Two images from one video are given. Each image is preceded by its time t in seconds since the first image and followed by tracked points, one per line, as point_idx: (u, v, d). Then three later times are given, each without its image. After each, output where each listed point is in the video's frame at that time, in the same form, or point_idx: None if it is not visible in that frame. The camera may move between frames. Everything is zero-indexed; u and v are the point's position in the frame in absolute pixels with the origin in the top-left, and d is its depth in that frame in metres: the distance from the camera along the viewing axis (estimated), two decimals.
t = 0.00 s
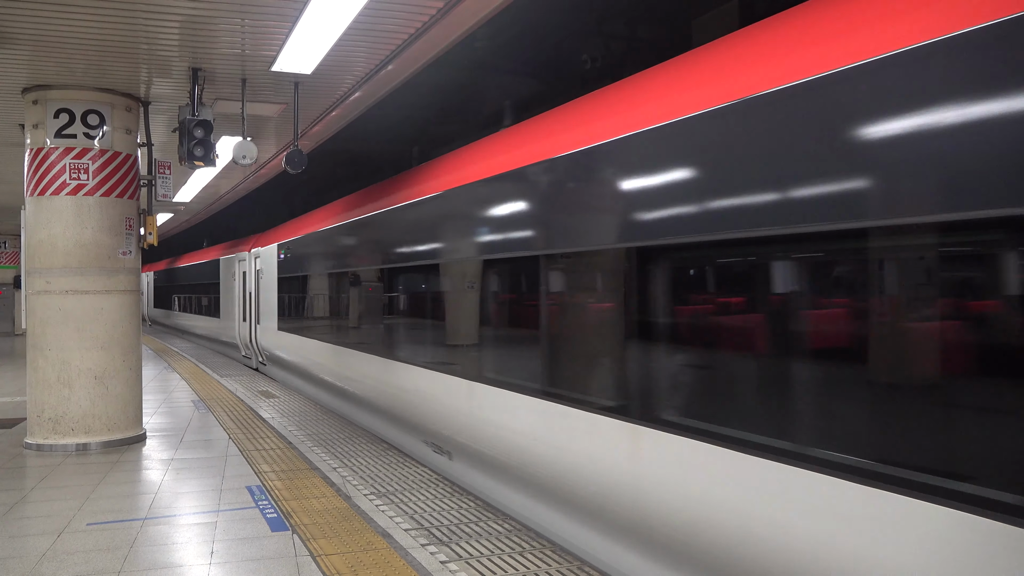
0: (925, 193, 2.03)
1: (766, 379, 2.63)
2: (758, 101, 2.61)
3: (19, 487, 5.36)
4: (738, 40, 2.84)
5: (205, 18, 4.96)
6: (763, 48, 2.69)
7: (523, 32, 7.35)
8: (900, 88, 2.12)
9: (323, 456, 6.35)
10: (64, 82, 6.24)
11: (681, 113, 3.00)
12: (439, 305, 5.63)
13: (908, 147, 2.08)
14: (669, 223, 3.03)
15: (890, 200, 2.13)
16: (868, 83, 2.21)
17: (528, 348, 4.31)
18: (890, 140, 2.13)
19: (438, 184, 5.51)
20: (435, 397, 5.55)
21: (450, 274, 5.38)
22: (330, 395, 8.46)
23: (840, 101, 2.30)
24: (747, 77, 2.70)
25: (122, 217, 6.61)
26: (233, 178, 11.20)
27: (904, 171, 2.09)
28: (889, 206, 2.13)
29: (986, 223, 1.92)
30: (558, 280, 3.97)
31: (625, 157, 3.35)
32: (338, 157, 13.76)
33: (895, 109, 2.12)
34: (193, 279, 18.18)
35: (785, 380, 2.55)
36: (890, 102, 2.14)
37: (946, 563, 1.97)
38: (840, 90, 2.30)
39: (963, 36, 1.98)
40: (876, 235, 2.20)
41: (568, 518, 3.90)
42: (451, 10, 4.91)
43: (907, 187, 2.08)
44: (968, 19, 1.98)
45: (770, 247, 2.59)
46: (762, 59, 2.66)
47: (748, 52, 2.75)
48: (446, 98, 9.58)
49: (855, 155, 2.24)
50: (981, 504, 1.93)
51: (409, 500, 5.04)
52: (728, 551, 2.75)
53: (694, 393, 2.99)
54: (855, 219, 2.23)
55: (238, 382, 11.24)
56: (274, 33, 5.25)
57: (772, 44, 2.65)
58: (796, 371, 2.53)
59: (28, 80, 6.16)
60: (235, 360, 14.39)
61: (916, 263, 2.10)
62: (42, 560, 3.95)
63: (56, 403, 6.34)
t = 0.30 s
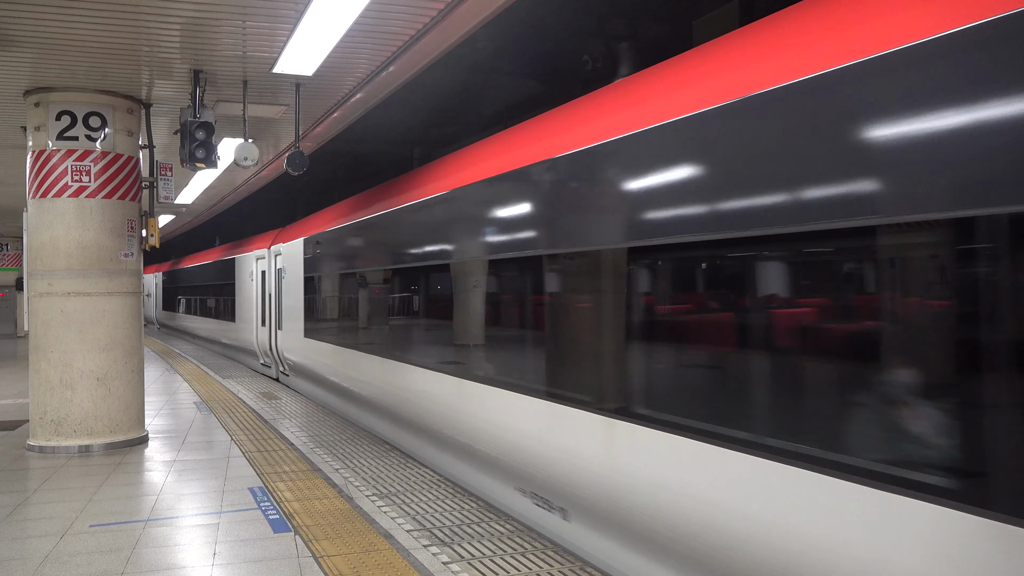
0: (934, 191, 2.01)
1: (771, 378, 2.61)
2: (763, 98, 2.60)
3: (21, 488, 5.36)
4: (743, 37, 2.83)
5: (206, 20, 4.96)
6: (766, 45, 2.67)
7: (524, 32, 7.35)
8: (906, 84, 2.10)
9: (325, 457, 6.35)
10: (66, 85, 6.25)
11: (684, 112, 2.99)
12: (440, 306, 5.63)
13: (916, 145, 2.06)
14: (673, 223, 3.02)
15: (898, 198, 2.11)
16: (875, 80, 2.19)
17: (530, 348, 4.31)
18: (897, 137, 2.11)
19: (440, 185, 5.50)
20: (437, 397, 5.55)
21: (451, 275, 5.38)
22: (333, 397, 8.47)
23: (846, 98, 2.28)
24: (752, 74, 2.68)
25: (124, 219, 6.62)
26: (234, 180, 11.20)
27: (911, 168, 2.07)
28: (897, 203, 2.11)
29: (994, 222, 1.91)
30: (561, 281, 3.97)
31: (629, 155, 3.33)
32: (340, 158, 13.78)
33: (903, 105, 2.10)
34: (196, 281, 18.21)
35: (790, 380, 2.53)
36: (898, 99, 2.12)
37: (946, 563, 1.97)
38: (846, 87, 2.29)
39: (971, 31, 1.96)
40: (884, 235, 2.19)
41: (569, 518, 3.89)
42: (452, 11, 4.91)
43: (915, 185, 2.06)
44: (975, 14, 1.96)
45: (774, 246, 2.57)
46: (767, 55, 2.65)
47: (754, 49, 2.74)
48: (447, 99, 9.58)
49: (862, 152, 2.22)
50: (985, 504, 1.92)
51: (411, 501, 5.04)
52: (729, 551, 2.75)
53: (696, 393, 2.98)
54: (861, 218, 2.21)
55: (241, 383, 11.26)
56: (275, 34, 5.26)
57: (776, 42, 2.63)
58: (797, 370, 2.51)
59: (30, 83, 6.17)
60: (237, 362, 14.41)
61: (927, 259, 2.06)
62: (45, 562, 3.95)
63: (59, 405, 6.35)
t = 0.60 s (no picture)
0: (944, 191, 2.00)
1: (777, 380, 2.61)
2: (770, 97, 2.58)
3: (24, 489, 5.37)
4: (751, 36, 2.82)
5: (208, 22, 4.98)
6: (773, 45, 2.67)
7: (527, 34, 7.36)
8: (916, 82, 2.09)
9: (328, 458, 6.36)
10: (69, 86, 6.27)
11: (690, 112, 2.98)
12: (444, 308, 5.65)
13: (925, 146, 2.06)
14: (679, 224, 3.01)
15: (907, 198, 2.10)
16: (884, 78, 2.18)
17: (533, 350, 4.32)
18: (905, 138, 2.11)
19: (445, 187, 5.50)
20: (440, 399, 5.56)
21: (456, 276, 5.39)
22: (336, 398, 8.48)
23: (854, 97, 2.27)
24: (759, 74, 2.67)
25: (127, 220, 6.64)
26: (237, 181, 11.22)
27: (921, 169, 2.06)
28: (907, 204, 2.10)
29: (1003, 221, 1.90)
30: (565, 282, 3.98)
31: (635, 157, 3.32)
32: (343, 160, 13.80)
33: (911, 105, 2.10)
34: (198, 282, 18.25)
35: (797, 382, 2.54)
36: (907, 99, 2.11)
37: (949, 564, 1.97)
38: (855, 87, 2.27)
39: (980, 29, 1.95)
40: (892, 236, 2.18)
41: (572, 519, 3.90)
42: (455, 12, 4.92)
43: (925, 185, 2.05)
44: (986, 11, 1.95)
45: (783, 247, 2.56)
46: (774, 55, 2.64)
47: (762, 48, 2.73)
48: (449, 100, 9.60)
49: (869, 153, 2.21)
50: (986, 506, 1.93)
51: (414, 502, 5.05)
52: (732, 552, 2.75)
53: (700, 395, 2.99)
54: (869, 218, 2.20)
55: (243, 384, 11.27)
56: (278, 36, 5.27)
57: (783, 41, 2.63)
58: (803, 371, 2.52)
59: (33, 84, 6.19)
60: (239, 363, 14.43)
61: (936, 262, 2.06)
62: (48, 563, 3.96)
63: (62, 406, 6.36)
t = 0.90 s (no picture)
0: (956, 191, 1.99)
1: (785, 380, 2.60)
2: (779, 97, 2.57)
3: (27, 489, 5.38)
4: (758, 35, 2.81)
5: (212, 23, 4.99)
6: (781, 44, 2.66)
7: (530, 35, 7.36)
8: (927, 81, 2.08)
9: (330, 459, 6.36)
10: (73, 88, 6.29)
11: (697, 112, 2.97)
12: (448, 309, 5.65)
13: (937, 146, 2.04)
14: (689, 227, 3.00)
15: (919, 198, 2.08)
16: (894, 77, 2.18)
17: (536, 351, 4.32)
18: (917, 138, 2.09)
19: (452, 188, 5.50)
20: (444, 400, 5.56)
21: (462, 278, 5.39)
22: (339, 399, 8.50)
23: (863, 98, 2.26)
24: (767, 73, 2.66)
25: (130, 221, 6.65)
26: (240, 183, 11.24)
27: (934, 169, 2.05)
28: (920, 204, 2.08)
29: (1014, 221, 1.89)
30: (570, 284, 3.98)
31: (644, 158, 3.31)
32: (346, 161, 13.81)
33: (921, 104, 2.09)
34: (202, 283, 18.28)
35: (805, 381, 2.51)
36: (918, 98, 2.10)
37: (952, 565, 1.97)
38: (864, 86, 2.27)
39: (991, 27, 1.94)
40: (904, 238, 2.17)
41: (576, 520, 3.90)
42: (457, 13, 4.92)
43: (937, 185, 2.04)
44: (997, 8, 1.94)
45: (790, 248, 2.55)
46: (782, 54, 2.63)
47: (770, 47, 2.71)
48: (452, 102, 9.60)
49: (880, 153, 2.19)
50: (987, 507, 1.93)
51: (416, 503, 5.05)
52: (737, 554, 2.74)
53: (703, 396, 2.98)
54: (881, 219, 2.19)
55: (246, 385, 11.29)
56: (281, 37, 5.28)
57: (790, 41, 2.62)
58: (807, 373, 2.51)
59: (37, 86, 6.21)
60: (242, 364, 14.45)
61: (951, 260, 2.05)
62: (52, 563, 3.97)
63: (65, 407, 6.37)
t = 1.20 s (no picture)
0: (970, 191, 1.99)
1: (791, 381, 2.59)
2: (791, 97, 2.57)
3: (30, 490, 5.39)
4: (769, 35, 2.81)
5: (215, 25, 4.99)
6: (791, 44, 2.66)
7: (532, 36, 7.36)
8: (941, 81, 2.08)
9: (332, 460, 6.35)
10: (76, 89, 6.30)
11: (708, 112, 2.97)
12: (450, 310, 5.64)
13: (951, 146, 2.04)
14: (700, 228, 2.99)
15: (933, 197, 2.08)
16: (907, 77, 2.17)
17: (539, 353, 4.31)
18: (931, 138, 2.09)
19: (459, 189, 5.50)
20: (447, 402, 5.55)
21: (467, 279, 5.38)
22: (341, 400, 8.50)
23: (875, 97, 2.26)
24: (778, 73, 2.65)
25: (133, 222, 6.66)
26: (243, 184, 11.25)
27: (949, 169, 2.04)
28: (936, 204, 2.08)
29: None
30: (577, 285, 3.98)
31: (653, 159, 3.31)
32: (348, 162, 13.82)
33: (935, 104, 2.09)
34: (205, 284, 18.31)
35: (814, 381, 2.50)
36: (932, 99, 2.10)
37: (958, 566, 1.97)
38: (876, 86, 2.26)
39: (1005, 25, 1.94)
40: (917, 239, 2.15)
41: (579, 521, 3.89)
42: (460, 15, 4.92)
43: (952, 185, 2.04)
44: (1010, 8, 1.94)
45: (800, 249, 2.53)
46: (793, 54, 2.63)
47: (782, 46, 2.71)
48: (455, 102, 9.60)
49: (893, 154, 2.19)
50: (986, 509, 1.94)
51: (418, 504, 5.04)
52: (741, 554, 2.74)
53: (708, 397, 2.98)
54: (894, 219, 2.19)
55: (249, 386, 11.30)
56: (285, 39, 5.29)
57: (801, 40, 2.62)
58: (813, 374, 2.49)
59: (41, 87, 6.22)
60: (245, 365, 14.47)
61: (961, 261, 2.04)
62: (54, 563, 3.97)
63: (68, 407, 6.37)
